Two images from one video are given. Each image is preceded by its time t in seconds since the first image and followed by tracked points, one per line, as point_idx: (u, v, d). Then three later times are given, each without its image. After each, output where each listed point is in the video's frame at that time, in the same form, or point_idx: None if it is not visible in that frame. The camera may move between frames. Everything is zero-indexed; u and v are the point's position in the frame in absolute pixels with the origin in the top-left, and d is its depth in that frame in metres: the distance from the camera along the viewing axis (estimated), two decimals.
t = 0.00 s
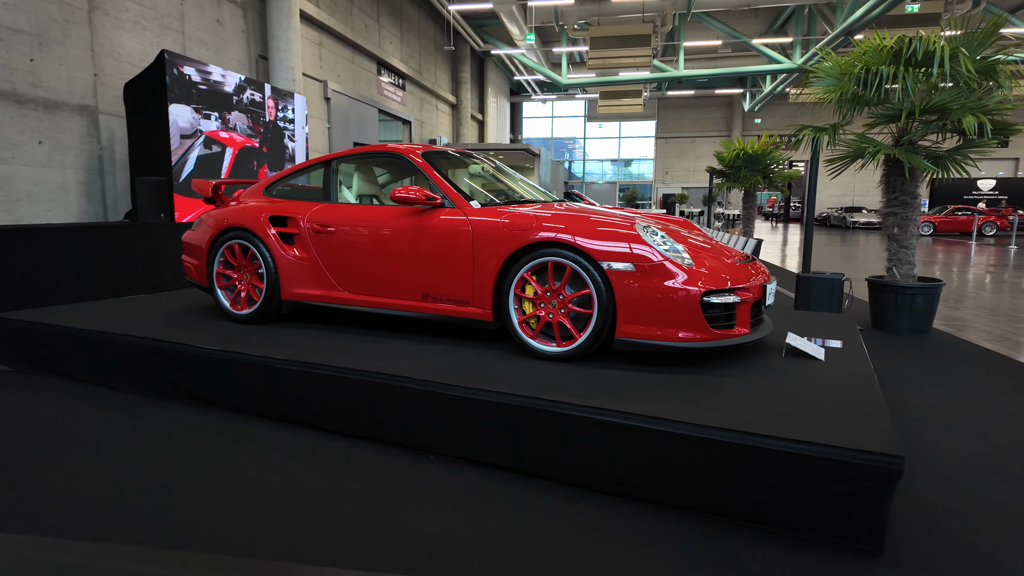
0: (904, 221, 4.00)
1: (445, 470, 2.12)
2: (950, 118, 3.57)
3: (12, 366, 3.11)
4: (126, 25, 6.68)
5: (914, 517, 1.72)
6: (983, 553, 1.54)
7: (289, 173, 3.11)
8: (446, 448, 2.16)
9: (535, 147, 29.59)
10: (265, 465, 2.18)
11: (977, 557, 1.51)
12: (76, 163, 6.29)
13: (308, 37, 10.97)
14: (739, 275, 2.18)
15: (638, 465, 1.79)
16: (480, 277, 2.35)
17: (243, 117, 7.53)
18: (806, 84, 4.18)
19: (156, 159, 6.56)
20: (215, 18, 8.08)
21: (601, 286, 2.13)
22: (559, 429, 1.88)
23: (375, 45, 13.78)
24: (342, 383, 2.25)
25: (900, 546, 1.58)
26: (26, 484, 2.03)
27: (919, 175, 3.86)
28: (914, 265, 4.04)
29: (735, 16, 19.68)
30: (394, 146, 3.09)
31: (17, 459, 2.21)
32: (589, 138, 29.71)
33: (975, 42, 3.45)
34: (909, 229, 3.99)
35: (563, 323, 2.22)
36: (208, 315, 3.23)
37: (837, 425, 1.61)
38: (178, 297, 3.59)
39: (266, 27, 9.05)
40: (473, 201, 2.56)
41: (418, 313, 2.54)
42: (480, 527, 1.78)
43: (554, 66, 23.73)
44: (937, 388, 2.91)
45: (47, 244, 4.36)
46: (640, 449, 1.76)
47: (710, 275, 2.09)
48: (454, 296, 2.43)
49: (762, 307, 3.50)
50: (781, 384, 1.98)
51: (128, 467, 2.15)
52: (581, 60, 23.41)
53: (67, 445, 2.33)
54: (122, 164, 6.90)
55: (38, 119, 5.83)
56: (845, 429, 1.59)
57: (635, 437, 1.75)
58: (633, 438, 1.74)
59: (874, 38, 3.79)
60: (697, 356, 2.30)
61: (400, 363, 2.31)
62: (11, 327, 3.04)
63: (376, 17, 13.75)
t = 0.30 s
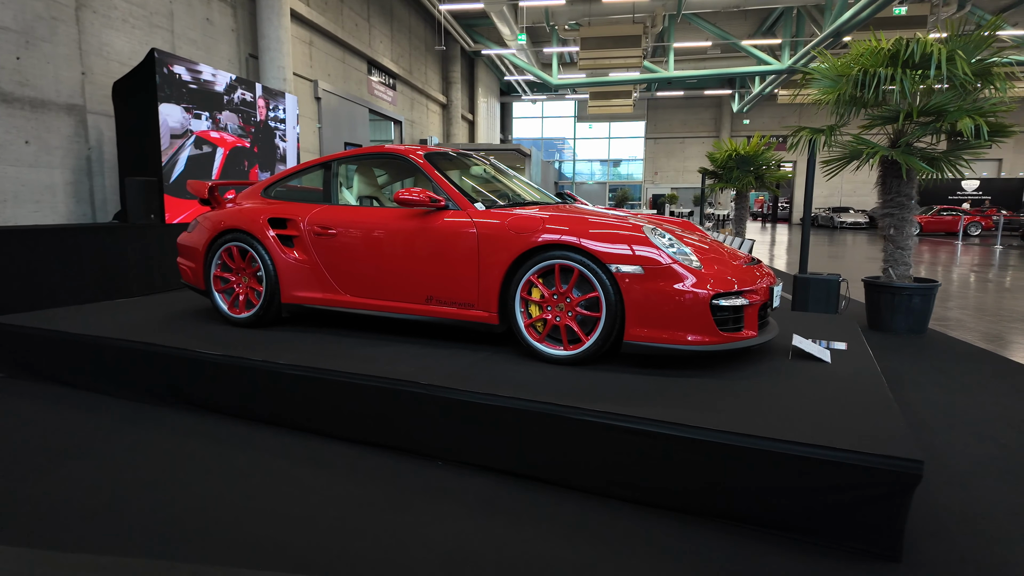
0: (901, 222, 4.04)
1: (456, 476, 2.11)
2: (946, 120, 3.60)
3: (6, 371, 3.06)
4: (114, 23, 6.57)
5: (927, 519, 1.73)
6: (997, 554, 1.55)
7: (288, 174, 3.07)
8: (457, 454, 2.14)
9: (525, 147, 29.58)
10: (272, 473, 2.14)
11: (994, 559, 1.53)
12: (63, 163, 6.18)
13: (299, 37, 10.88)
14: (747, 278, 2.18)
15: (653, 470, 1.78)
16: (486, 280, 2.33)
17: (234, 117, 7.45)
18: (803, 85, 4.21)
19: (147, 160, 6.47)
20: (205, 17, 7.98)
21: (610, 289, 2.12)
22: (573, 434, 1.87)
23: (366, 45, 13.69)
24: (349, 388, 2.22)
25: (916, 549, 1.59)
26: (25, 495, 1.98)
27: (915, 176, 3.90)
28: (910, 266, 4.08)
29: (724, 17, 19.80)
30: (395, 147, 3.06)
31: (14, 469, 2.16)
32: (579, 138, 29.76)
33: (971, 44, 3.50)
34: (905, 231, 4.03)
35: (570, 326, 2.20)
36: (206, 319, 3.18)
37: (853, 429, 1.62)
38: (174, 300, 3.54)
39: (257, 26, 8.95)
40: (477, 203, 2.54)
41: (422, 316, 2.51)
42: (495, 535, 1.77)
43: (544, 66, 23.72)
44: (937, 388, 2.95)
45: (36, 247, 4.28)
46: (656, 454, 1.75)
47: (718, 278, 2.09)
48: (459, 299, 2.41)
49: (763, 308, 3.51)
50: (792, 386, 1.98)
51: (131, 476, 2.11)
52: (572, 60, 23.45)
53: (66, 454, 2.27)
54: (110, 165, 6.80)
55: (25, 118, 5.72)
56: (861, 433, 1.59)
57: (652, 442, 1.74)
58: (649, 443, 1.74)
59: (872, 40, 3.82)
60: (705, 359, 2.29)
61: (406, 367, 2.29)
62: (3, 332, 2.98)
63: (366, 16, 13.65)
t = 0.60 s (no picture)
0: (895, 224, 4.09)
1: (465, 481, 2.10)
2: (941, 122, 3.64)
3: None
4: (103, 21, 6.48)
5: (936, 520, 1.75)
6: (1007, 554, 1.57)
7: (287, 176, 3.05)
8: (465, 458, 2.13)
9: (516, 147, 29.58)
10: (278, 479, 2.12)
11: (1005, 559, 1.55)
12: (52, 164, 6.09)
13: (290, 36, 10.80)
14: (753, 280, 2.19)
15: (666, 474, 1.78)
16: (492, 283, 2.32)
17: (225, 118, 7.37)
18: (798, 88, 4.24)
19: (136, 160, 6.38)
20: (195, 16, 7.89)
21: (617, 292, 2.12)
22: (585, 438, 1.86)
23: (357, 45, 13.61)
24: (355, 393, 2.19)
25: (928, 550, 1.60)
26: (26, 504, 1.94)
27: (910, 178, 3.94)
28: (905, 267, 4.12)
29: (713, 19, 19.92)
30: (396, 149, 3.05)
31: (12, 477, 2.11)
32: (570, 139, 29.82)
33: (965, 47, 3.55)
34: (900, 232, 4.07)
35: (577, 329, 2.20)
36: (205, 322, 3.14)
37: (865, 431, 1.63)
38: (170, 303, 3.49)
39: (247, 25, 8.87)
40: (481, 206, 2.53)
41: (426, 319, 2.50)
42: (508, 540, 1.76)
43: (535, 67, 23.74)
44: (934, 388, 2.98)
45: (26, 249, 4.21)
46: (668, 458, 1.75)
47: (725, 280, 2.09)
48: (464, 302, 2.40)
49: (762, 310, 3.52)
50: (799, 388, 1.99)
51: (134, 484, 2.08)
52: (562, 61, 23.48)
53: (65, 462, 2.23)
54: (99, 165, 6.70)
55: (12, 118, 5.62)
56: (873, 435, 1.60)
57: (665, 446, 1.74)
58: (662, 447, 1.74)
59: (867, 43, 3.87)
60: (711, 361, 2.30)
61: (412, 370, 2.27)
62: None
63: (357, 16, 13.58)
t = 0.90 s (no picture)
0: (894, 224, 4.12)
1: (480, 483, 2.10)
2: (940, 124, 3.68)
3: None
4: (96, 20, 6.41)
5: (953, 519, 1.77)
6: None
7: (293, 176, 3.04)
8: (480, 460, 2.12)
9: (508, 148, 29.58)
10: (292, 482, 2.10)
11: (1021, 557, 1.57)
12: (44, 163, 6.01)
13: (283, 36, 10.73)
14: (765, 280, 2.20)
15: (685, 475, 1.79)
16: (503, 285, 2.32)
17: (220, 117, 7.31)
18: (798, 90, 4.29)
19: (131, 161, 6.31)
20: (188, 15, 7.83)
21: (631, 293, 2.13)
22: (603, 440, 1.86)
23: (350, 44, 13.55)
24: (368, 395, 2.19)
25: (945, 549, 1.62)
26: (36, 508, 1.91)
27: (908, 180, 3.99)
28: (903, 267, 4.16)
29: (704, 20, 20.03)
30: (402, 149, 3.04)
31: (20, 481, 2.09)
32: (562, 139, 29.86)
33: (964, 50, 3.61)
34: (898, 233, 4.11)
35: (590, 330, 2.21)
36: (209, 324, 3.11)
37: (884, 432, 1.64)
38: (172, 305, 3.46)
39: (241, 24, 8.81)
40: (491, 206, 2.53)
41: (435, 320, 2.49)
42: (529, 542, 1.76)
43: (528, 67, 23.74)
44: (936, 388, 3.02)
45: (20, 250, 4.15)
46: (688, 459, 1.76)
47: (737, 281, 2.10)
48: (475, 304, 2.39)
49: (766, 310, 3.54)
50: (813, 388, 2.01)
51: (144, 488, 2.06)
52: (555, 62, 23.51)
53: (72, 466, 2.21)
54: (93, 165, 6.62)
55: (4, 117, 5.55)
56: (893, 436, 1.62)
57: (685, 447, 1.75)
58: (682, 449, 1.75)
59: (866, 46, 3.91)
60: (722, 362, 2.31)
61: (425, 372, 2.27)
62: None
63: (350, 16, 13.52)
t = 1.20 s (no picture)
0: (886, 224, 4.20)
1: (494, 483, 2.10)
2: (932, 126, 3.76)
3: None
4: (82, 16, 6.29)
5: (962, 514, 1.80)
6: None
7: (294, 176, 3.01)
8: (495, 461, 2.12)
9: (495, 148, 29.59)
10: (305, 485, 2.08)
11: None
12: (30, 163, 5.89)
13: (271, 34, 10.62)
14: (772, 280, 2.23)
15: (702, 474, 1.81)
16: (512, 285, 2.33)
17: (208, 116, 7.22)
18: (792, 91, 4.37)
19: (118, 160, 6.20)
20: (175, 12, 7.71)
21: (641, 293, 2.15)
22: (621, 439, 1.87)
23: (337, 43, 13.45)
24: (379, 397, 2.17)
25: (960, 544, 1.66)
26: (43, 515, 1.87)
27: (900, 180, 4.06)
28: (895, 266, 4.24)
29: (691, 22, 20.20)
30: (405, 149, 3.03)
31: (24, 487, 2.05)
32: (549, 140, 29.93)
33: (957, 52, 3.69)
34: (890, 233, 4.19)
35: (600, 330, 2.22)
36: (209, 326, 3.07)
37: (898, 429, 1.68)
38: (170, 306, 3.41)
39: (228, 22, 8.70)
40: (498, 206, 2.53)
41: (442, 321, 2.49)
42: (550, 542, 1.76)
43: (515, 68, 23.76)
44: (931, 384, 3.08)
45: (8, 251, 4.05)
46: (705, 457, 1.78)
47: (745, 281, 2.13)
48: (483, 305, 2.39)
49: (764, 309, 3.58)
50: (822, 386, 2.04)
51: (153, 492, 2.03)
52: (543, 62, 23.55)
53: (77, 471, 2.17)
54: (78, 164, 6.50)
55: None
56: (907, 433, 1.65)
57: (702, 446, 1.76)
58: (699, 448, 1.76)
59: (859, 49, 3.99)
60: (730, 360, 2.34)
61: (436, 372, 2.26)
62: None
63: (338, 14, 13.42)
